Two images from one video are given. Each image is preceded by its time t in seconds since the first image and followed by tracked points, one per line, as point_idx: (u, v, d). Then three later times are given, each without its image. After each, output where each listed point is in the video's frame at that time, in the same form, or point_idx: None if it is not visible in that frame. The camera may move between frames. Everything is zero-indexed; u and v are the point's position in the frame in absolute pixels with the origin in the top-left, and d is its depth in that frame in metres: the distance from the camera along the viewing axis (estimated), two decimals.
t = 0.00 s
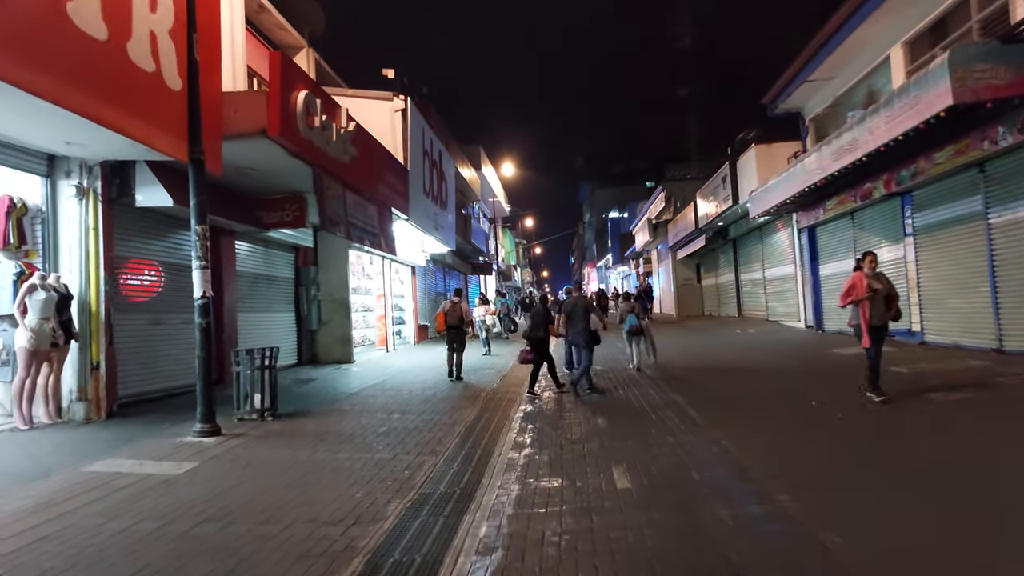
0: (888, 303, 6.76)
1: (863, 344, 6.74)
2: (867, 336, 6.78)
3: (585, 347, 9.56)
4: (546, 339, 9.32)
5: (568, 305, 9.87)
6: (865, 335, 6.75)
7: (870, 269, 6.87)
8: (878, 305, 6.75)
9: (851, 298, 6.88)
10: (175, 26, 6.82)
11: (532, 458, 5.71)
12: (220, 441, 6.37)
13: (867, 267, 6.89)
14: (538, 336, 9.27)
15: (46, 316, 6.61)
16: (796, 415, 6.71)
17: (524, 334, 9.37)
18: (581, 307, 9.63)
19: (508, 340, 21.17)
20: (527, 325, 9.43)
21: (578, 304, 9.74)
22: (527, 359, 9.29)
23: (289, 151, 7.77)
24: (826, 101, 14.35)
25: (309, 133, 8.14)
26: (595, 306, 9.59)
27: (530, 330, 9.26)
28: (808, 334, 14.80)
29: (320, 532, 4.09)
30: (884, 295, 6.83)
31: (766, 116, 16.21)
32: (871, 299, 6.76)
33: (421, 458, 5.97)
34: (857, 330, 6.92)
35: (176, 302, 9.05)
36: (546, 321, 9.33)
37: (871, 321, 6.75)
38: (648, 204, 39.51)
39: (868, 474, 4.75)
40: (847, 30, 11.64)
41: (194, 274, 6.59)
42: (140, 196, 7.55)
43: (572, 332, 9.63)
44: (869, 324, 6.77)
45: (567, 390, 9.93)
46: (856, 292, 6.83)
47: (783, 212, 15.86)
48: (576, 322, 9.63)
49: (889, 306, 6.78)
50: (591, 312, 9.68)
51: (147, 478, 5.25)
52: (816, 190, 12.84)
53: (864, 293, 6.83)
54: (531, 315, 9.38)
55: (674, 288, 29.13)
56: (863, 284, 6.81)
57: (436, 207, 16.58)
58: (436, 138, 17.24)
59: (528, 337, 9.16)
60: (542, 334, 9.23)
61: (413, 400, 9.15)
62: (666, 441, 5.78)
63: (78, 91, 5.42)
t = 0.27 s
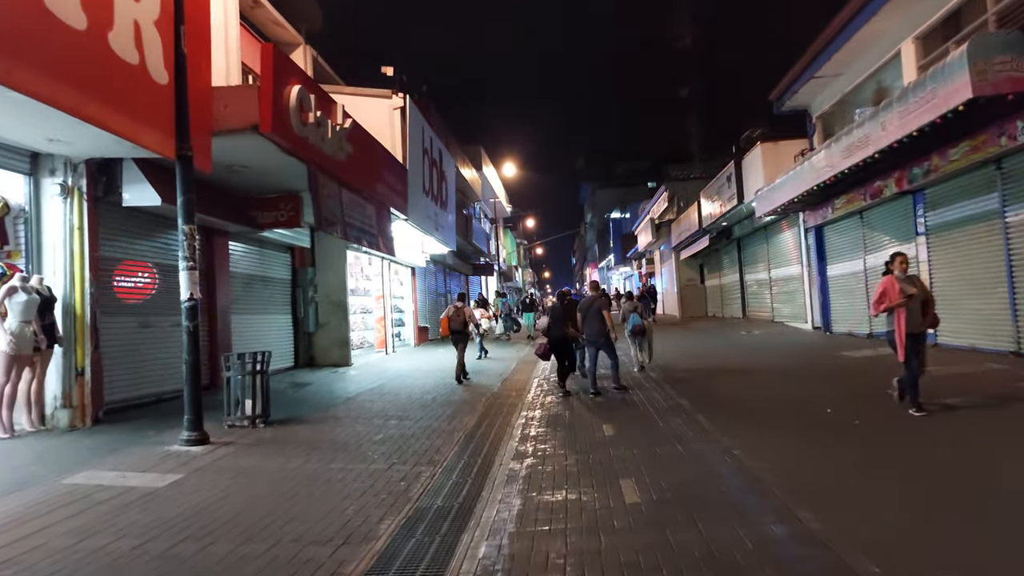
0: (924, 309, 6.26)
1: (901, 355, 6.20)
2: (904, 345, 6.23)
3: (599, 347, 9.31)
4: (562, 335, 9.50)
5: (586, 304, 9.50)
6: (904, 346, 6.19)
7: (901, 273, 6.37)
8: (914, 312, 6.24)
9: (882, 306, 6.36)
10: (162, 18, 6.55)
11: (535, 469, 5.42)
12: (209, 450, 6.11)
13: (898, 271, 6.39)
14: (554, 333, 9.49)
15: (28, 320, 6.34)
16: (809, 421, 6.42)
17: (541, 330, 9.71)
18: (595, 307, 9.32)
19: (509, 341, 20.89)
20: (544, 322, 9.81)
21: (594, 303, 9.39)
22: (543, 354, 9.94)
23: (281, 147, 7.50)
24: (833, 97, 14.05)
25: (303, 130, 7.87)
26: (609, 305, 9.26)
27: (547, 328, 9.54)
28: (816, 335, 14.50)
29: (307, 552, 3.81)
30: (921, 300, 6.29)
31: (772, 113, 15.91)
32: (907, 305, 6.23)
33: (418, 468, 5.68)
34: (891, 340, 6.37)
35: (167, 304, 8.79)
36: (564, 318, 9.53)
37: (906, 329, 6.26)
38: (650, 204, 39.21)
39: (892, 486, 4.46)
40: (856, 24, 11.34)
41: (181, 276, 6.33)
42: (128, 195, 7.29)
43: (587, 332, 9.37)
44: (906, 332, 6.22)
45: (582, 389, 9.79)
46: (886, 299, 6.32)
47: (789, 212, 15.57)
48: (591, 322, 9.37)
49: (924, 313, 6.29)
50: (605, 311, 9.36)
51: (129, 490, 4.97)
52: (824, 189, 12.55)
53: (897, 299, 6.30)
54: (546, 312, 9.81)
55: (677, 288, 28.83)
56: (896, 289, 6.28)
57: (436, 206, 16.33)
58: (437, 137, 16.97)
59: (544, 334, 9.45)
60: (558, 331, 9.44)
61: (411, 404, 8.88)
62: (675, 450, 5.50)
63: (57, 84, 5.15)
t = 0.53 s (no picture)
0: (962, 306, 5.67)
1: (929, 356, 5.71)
2: (933, 346, 5.71)
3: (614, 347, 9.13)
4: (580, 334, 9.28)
5: (604, 301, 9.28)
6: (932, 346, 5.68)
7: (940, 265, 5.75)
8: (951, 308, 5.64)
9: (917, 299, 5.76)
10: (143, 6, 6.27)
11: (532, 478, 5.09)
12: (191, 457, 5.82)
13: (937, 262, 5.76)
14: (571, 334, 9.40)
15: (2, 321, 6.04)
16: (821, 426, 6.10)
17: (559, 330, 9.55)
18: (614, 305, 9.10)
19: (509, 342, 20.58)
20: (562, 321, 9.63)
21: (613, 301, 9.18)
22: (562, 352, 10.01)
23: (269, 140, 7.22)
24: (840, 92, 13.74)
25: (293, 123, 7.58)
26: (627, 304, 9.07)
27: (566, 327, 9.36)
28: (821, 336, 14.20)
29: (285, 571, 3.52)
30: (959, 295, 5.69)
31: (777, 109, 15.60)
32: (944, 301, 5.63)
33: (410, 477, 5.35)
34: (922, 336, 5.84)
35: (153, 305, 8.50)
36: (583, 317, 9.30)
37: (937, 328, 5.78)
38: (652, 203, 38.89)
39: (915, 497, 4.14)
40: (865, 16, 11.03)
41: (163, 274, 6.05)
42: (110, 189, 7.00)
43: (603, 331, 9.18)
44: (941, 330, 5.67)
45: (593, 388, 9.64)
46: (923, 292, 5.70)
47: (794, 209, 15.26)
48: (608, 321, 9.17)
49: (962, 310, 5.70)
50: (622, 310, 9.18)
51: (101, 501, 4.69)
52: (831, 186, 12.24)
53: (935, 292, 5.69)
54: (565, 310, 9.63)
55: (679, 288, 28.52)
56: (934, 283, 5.66)
57: (434, 205, 16.03)
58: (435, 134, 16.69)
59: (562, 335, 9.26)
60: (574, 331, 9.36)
61: (406, 407, 8.58)
62: (680, 457, 5.18)
63: (27, 70, 4.87)
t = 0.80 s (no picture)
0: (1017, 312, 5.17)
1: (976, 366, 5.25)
2: (982, 354, 5.23)
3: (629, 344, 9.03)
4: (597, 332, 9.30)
5: (618, 300, 9.33)
6: (982, 354, 5.19)
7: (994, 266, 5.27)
8: (1003, 313, 5.16)
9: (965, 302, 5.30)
10: None
11: (530, 490, 4.78)
12: (170, 466, 5.52)
13: (990, 263, 5.29)
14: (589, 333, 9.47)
15: None
16: (835, 432, 5.77)
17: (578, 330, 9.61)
18: (628, 302, 9.13)
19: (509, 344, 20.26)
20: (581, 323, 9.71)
21: (627, 299, 9.21)
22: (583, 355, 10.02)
23: (256, 134, 6.92)
24: (847, 88, 13.43)
25: (281, 116, 7.27)
26: (641, 300, 9.08)
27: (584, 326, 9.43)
28: (828, 338, 13.86)
29: None
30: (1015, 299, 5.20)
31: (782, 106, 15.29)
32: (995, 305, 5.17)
33: (400, 489, 5.03)
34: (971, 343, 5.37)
35: (138, 305, 8.20)
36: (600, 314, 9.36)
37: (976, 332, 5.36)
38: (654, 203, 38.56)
39: (942, 512, 3.82)
40: (873, 9, 10.73)
41: (141, 273, 5.77)
42: (90, 186, 6.72)
43: (618, 329, 9.13)
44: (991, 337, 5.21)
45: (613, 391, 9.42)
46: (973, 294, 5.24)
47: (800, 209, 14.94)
48: (623, 319, 9.14)
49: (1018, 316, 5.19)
50: (637, 308, 9.17)
51: (67, 515, 4.38)
52: (839, 184, 11.91)
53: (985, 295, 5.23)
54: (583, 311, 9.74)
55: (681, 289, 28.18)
56: (984, 285, 5.21)
57: (432, 204, 15.75)
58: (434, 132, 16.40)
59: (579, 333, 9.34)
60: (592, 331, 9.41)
61: (399, 413, 8.27)
62: (687, 468, 4.87)
63: None
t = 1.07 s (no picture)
0: None
1: None
2: None
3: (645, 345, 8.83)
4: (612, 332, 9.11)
5: (632, 299, 9.10)
6: None
7: None
8: None
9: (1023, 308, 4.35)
10: None
11: (532, 500, 4.48)
12: (152, 473, 5.24)
13: None
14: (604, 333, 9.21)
15: None
16: (852, 438, 5.47)
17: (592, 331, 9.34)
18: (643, 303, 8.98)
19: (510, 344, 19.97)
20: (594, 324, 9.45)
21: (642, 300, 9.06)
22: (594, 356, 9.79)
23: (246, 125, 6.65)
24: (856, 83, 13.11)
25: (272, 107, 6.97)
26: (656, 302, 8.96)
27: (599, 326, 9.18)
28: (835, 339, 13.55)
29: None
30: None
31: (789, 102, 14.97)
32: None
33: (394, 497, 4.74)
34: None
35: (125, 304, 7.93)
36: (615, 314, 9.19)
37: None
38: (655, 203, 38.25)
39: (978, 528, 3.53)
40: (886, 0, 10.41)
41: (123, 270, 5.49)
42: (72, 179, 6.42)
43: (633, 330, 8.95)
44: None
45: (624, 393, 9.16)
46: None
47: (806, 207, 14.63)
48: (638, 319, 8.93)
49: None
50: (652, 310, 9.04)
51: (36, 527, 4.09)
52: (848, 181, 11.60)
53: None
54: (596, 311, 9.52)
55: (683, 289, 27.86)
56: None
57: (431, 201, 15.46)
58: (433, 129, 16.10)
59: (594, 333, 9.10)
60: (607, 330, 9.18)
61: (395, 416, 7.98)
62: (699, 477, 4.57)
63: None
